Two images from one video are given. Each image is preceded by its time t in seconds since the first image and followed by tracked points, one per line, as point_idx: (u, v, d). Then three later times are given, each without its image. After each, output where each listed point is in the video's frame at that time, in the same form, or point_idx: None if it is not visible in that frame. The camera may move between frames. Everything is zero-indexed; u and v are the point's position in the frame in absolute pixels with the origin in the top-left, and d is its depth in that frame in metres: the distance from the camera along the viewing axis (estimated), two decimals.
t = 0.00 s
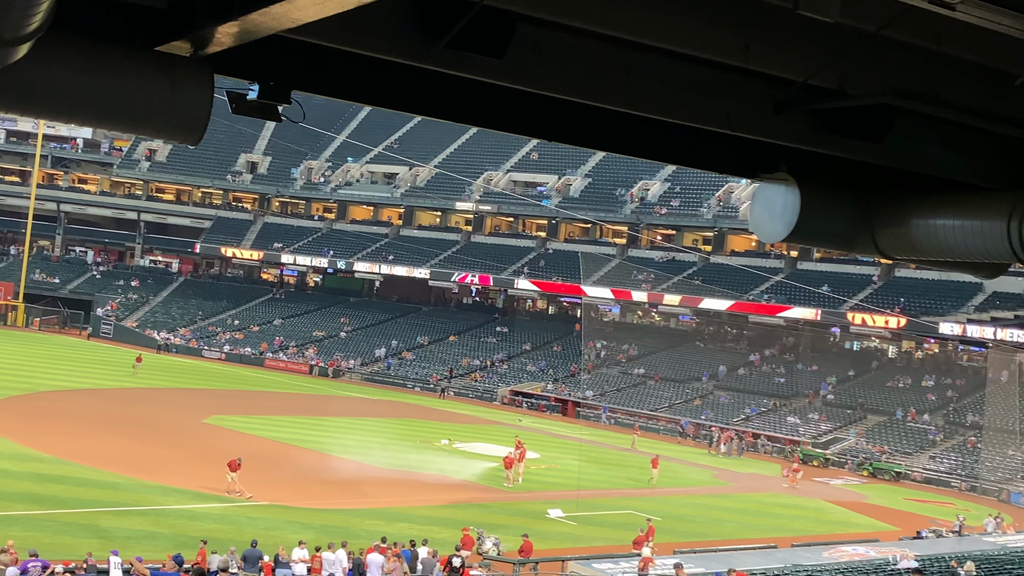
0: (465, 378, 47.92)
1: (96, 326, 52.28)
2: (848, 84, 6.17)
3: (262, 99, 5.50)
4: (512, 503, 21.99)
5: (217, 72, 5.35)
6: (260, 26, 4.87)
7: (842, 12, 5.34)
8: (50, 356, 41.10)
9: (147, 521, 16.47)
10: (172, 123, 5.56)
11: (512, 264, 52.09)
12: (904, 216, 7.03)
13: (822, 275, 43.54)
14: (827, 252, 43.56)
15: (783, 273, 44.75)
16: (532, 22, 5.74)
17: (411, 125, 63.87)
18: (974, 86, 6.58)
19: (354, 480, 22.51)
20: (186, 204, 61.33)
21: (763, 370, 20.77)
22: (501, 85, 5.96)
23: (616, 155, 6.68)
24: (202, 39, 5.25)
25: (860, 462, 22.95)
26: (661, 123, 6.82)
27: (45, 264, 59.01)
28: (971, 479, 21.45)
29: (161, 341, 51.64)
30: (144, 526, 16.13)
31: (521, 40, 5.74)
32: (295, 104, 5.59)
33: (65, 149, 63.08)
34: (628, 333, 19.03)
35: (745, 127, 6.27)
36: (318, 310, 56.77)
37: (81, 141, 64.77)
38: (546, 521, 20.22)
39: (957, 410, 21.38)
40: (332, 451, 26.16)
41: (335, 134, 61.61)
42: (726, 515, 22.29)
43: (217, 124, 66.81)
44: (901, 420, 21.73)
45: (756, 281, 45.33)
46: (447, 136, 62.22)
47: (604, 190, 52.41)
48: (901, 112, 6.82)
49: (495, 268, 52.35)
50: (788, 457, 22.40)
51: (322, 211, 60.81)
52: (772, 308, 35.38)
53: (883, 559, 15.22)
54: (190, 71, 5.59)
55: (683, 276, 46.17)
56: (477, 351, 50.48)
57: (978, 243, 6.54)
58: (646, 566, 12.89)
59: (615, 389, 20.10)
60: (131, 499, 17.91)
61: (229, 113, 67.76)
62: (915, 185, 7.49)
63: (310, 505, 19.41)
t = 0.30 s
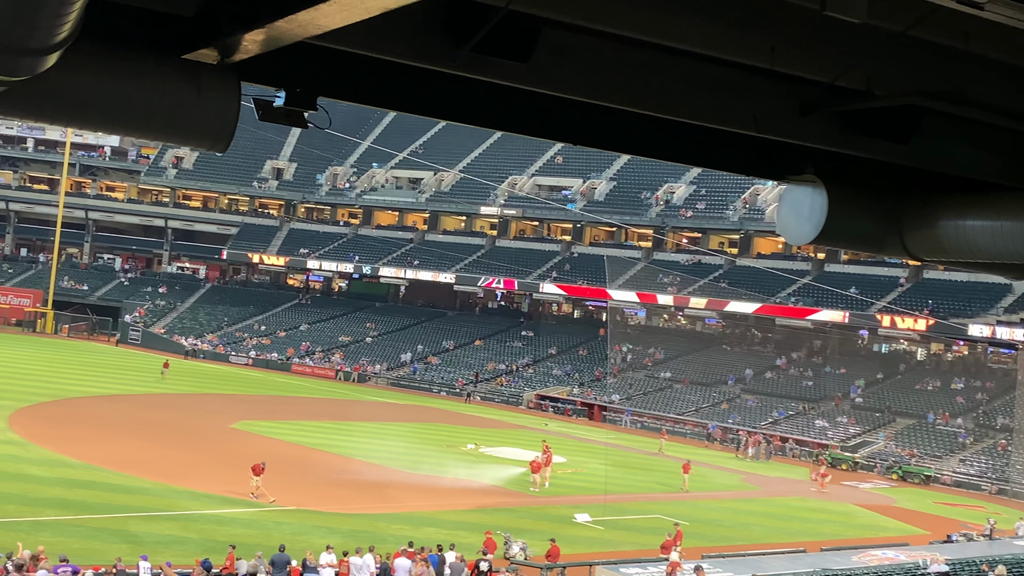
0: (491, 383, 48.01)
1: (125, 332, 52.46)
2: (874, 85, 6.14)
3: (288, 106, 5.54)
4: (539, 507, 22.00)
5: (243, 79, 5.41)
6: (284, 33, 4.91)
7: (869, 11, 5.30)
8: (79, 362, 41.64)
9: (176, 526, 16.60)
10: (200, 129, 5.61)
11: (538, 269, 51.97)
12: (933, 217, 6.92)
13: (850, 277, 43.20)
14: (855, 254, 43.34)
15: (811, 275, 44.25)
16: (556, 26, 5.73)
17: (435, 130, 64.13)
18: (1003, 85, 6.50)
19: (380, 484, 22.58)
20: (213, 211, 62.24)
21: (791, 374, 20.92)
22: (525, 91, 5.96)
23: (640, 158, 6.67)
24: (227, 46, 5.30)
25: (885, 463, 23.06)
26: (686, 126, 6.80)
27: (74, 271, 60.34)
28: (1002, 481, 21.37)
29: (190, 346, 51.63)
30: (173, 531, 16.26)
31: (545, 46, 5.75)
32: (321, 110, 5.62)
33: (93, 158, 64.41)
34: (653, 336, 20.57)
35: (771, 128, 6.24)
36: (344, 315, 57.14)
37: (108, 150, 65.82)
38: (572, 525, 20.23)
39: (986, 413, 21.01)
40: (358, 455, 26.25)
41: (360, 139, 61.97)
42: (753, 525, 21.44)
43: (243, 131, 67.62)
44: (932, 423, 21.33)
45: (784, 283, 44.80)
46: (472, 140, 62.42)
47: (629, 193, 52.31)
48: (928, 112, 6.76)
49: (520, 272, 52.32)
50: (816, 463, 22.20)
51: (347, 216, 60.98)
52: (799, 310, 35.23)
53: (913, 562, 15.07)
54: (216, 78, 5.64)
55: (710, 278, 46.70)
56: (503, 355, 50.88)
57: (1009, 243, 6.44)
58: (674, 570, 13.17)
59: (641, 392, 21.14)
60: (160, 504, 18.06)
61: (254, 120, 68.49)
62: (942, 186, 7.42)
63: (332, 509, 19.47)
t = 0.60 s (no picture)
0: (517, 387, 48.48)
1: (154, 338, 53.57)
2: (902, 86, 6.10)
3: (316, 112, 5.59)
4: (566, 511, 22.01)
5: (271, 85, 5.46)
6: (312, 39, 4.96)
7: (897, 12, 5.27)
8: (109, 367, 42.16)
9: (205, 530, 16.67)
10: (228, 136, 5.64)
11: (564, 270, 51.95)
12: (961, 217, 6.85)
13: (879, 279, 43.28)
14: (883, 256, 43.45)
15: (839, 276, 44.56)
16: (581, 29, 5.74)
17: (461, 133, 64.35)
18: None
19: (408, 488, 22.62)
20: (241, 217, 62.87)
21: (820, 377, 18.40)
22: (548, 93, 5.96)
23: (665, 160, 6.66)
24: (256, 52, 5.35)
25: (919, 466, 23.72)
26: (714, 126, 6.78)
27: (104, 278, 61.54)
28: None
29: (218, 352, 52.83)
30: (202, 535, 16.33)
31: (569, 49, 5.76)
32: (348, 115, 5.69)
33: (122, 165, 65.85)
34: (680, 339, 17.75)
35: (800, 130, 6.21)
36: (372, 319, 57.54)
37: (137, 156, 67.08)
38: (601, 529, 20.23)
39: (1019, 413, 19.14)
40: (384, 459, 26.31)
41: (387, 143, 62.20)
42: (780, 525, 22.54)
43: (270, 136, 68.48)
44: (963, 425, 19.34)
45: (813, 284, 44.73)
46: (496, 144, 62.59)
47: (656, 196, 52.40)
48: (956, 113, 6.72)
49: (545, 275, 52.15)
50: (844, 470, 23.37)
51: (373, 221, 61.55)
52: (828, 313, 35.23)
53: (942, 565, 15.05)
54: (244, 83, 5.67)
55: (736, 281, 46.30)
56: (530, 359, 50.72)
57: None
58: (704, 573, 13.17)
59: (667, 396, 18.16)
60: (189, 508, 18.15)
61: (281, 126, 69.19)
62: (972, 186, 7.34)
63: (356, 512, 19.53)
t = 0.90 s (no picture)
0: (545, 389, 49.02)
1: (184, 341, 54.92)
2: (932, 85, 6.04)
3: (344, 114, 5.61)
4: (595, 513, 22.00)
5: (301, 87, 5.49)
6: (339, 42, 4.98)
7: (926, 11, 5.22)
8: (140, 370, 42.95)
9: (236, 531, 16.78)
10: (257, 140, 5.67)
11: (590, 271, 53.07)
12: (994, 215, 6.66)
13: (911, 278, 43.44)
14: (914, 255, 43.66)
15: (869, 277, 45.05)
16: (608, 30, 5.74)
17: (487, 136, 65.51)
18: None
19: (435, 489, 22.71)
20: (268, 219, 65.03)
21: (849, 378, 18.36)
22: (576, 94, 5.95)
23: (693, 161, 6.65)
24: (284, 56, 5.38)
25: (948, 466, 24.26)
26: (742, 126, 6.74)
27: (134, 282, 63.58)
28: None
29: (247, 353, 53.69)
30: (233, 536, 16.43)
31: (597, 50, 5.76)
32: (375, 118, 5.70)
33: (152, 169, 67.63)
34: (709, 339, 17.98)
35: (828, 130, 6.16)
36: (398, 321, 58.89)
37: (165, 160, 68.67)
38: (630, 530, 20.29)
39: None
40: (411, 461, 26.44)
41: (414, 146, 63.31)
42: (814, 528, 23.04)
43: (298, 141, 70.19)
44: (998, 425, 18.13)
45: (842, 286, 45.28)
46: (522, 146, 63.69)
47: (682, 197, 53.35)
48: (988, 110, 6.61)
49: (573, 276, 53.04)
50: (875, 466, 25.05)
51: (401, 223, 63.10)
52: (855, 312, 35.43)
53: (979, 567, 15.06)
54: (274, 86, 5.70)
55: (766, 280, 47.07)
56: (557, 360, 51.68)
57: None
58: None
59: (696, 397, 18.65)
60: (219, 510, 18.26)
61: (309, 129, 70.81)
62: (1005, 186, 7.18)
63: (381, 513, 19.61)
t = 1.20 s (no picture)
0: (574, 389, 50.00)
1: (214, 342, 57.39)
2: (963, 81, 6.01)
3: (373, 114, 5.63)
4: (625, 512, 21.97)
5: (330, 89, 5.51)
6: (367, 42, 4.99)
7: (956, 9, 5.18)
8: (170, 371, 43.59)
9: (266, 531, 16.84)
10: (286, 142, 5.68)
11: (619, 271, 53.37)
12: None
13: (942, 276, 43.20)
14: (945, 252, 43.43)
15: (900, 275, 44.53)
16: (640, 29, 5.74)
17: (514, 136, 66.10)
18: None
19: (464, 488, 22.73)
20: (297, 220, 65.93)
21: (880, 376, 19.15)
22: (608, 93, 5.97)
23: (722, 159, 6.65)
24: (313, 57, 5.40)
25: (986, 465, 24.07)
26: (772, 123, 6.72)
27: (164, 282, 65.16)
28: None
29: (277, 354, 55.93)
30: (263, 536, 16.49)
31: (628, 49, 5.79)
32: (404, 118, 5.71)
33: (181, 170, 69.30)
34: (739, 338, 20.04)
35: (859, 127, 6.14)
36: (427, 321, 60.00)
37: (195, 161, 70.15)
38: (659, 530, 20.28)
39: None
40: (440, 460, 26.50)
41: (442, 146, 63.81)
42: (845, 526, 22.97)
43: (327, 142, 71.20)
44: None
45: (871, 284, 45.03)
46: (550, 146, 64.15)
47: (711, 194, 53.38)
48: (1021, 106, 6.54)
49: (601, 276, 53.47)
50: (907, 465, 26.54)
51: (429, 223, 63.96)
52: (888, 310, 35.22)
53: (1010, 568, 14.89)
54: (302, 88, 5.72)
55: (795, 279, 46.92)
56: (586, 360, 52.32)
57: None
58: None
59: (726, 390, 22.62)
60: (249, 509, 18.34)
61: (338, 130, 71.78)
62: None
63: (407, 512, 19.65)
